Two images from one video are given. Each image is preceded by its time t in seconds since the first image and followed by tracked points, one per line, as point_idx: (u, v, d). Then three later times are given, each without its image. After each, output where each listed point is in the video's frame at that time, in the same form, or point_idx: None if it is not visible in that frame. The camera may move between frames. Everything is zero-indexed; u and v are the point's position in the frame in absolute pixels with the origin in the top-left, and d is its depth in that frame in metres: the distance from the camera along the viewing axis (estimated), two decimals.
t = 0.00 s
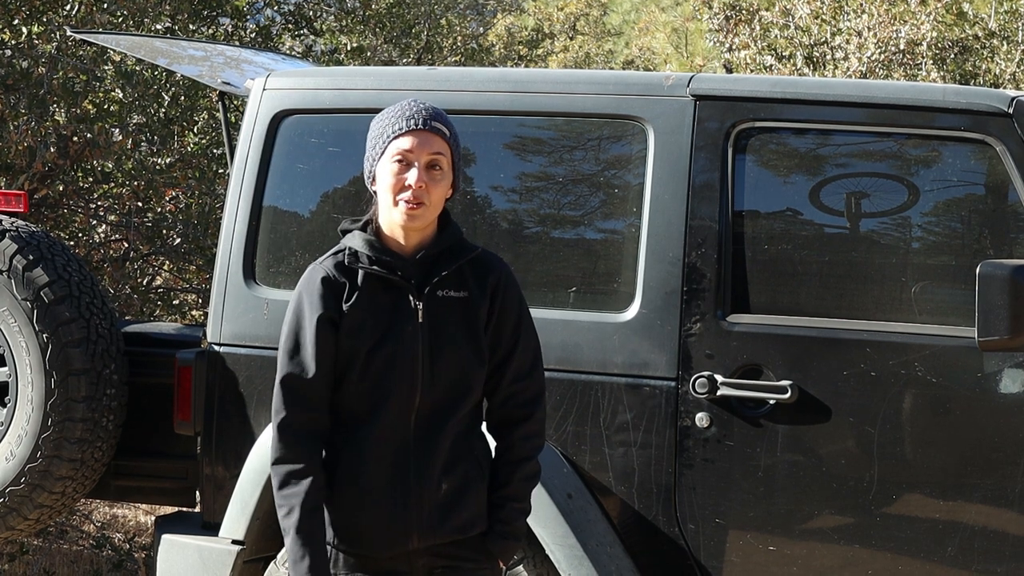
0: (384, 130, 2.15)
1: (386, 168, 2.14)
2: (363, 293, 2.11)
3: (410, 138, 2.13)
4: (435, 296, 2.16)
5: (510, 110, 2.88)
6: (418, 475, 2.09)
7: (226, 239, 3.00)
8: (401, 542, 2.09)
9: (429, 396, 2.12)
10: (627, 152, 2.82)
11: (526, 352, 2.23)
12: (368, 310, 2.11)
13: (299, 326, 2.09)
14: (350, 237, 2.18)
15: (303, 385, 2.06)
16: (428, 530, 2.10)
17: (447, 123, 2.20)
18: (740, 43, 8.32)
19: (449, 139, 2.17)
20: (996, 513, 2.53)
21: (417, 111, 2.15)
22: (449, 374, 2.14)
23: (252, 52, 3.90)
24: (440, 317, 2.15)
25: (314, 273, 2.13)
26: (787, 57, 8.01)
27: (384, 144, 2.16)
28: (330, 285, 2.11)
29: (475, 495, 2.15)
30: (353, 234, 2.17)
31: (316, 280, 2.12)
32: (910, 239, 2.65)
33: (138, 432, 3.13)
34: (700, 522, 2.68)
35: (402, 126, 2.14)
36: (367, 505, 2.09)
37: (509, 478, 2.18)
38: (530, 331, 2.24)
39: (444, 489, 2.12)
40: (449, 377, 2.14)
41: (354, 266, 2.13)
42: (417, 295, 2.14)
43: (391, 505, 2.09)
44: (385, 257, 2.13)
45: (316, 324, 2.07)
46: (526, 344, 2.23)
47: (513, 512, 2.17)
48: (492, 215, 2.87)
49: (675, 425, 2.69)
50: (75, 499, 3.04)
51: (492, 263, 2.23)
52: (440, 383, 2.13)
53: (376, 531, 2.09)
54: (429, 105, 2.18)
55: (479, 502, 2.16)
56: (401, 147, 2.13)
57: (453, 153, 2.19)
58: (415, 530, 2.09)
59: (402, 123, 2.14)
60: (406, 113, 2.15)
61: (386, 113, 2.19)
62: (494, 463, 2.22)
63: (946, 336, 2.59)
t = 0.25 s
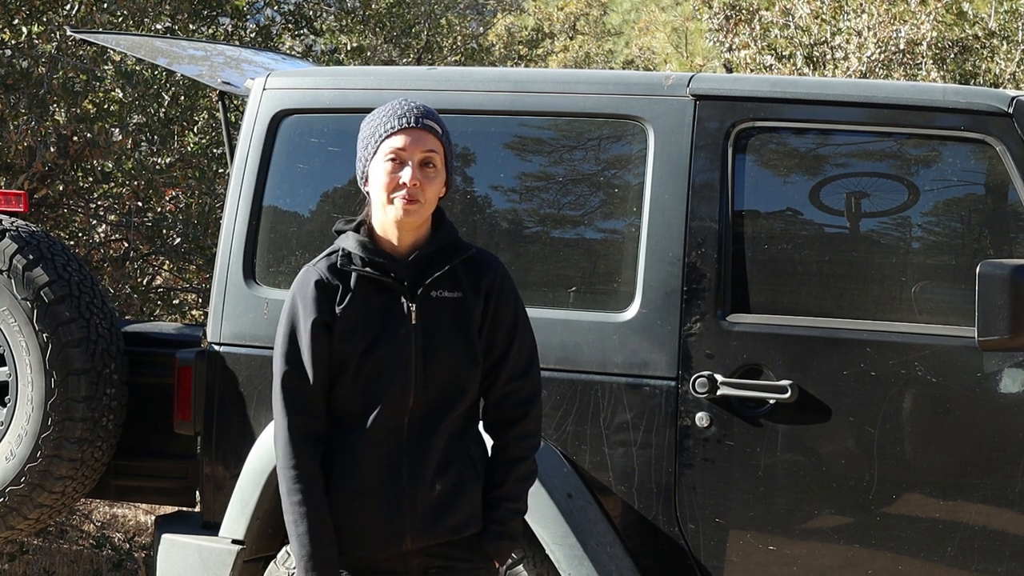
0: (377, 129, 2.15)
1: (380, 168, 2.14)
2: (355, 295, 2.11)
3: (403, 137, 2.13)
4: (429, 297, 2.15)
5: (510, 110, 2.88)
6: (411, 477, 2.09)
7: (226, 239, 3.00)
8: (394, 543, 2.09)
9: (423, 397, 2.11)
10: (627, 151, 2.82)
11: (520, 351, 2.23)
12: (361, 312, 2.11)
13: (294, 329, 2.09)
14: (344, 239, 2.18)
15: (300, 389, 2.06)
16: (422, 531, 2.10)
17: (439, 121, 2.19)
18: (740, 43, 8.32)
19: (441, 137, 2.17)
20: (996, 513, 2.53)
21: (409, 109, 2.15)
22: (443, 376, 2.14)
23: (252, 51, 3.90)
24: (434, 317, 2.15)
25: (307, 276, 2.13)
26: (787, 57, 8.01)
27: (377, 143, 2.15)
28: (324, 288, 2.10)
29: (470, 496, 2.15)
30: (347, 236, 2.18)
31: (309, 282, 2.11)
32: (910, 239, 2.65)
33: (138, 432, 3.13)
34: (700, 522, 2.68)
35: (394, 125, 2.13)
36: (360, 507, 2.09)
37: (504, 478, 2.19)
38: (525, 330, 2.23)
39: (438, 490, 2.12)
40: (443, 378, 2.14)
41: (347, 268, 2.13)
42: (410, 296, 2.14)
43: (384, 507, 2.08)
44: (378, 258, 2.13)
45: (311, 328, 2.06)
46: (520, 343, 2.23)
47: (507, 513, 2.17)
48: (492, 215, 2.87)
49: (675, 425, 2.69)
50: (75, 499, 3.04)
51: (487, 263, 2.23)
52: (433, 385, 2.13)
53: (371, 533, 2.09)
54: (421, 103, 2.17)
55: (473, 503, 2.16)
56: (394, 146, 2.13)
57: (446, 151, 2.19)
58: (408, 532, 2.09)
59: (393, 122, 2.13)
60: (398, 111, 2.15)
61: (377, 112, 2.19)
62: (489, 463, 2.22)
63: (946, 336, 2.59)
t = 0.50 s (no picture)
0: (371, 136, 2.12)
1: (375, 176, 2.12)
2: (346, 296, 2.10)
3: (399, 146, 2.11)
4: (421, 298, 2.14)
5: (510, 110, 2.88)
6: (404, 478, 2.09)
7: (226, 239, 3.00)
8: (388, 544, 2.09)
9: (415, 399, 2.11)
10: (627, 151, 2.82)
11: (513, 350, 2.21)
12: (352, 313, 2.10)
13: (285, 331, 2.09)
14: (335, 239, 2.18)
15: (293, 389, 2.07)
16: (415, 532, 2.10)
17: (434, 126, 2.17)
18: (740, 43, 8.31)
19: (436, 144, 2.16)
20: (996, 513, 2.53)
21: (405, 118, 2.12)
22: (435, 376, 2.13)
23: (252, 51, 3.90)
24: (425, 318, 2.14)
25: (298, 277, 2.13)
26: (787, 57, 8.01)
27: (371, 151, 2.13)
28: (315, 290, 2.11)
29: (464, 496, 2.14)
30: (339, 237, 2.17)
31: (300, 284, 2.11)
32: (910, 239, 2.65)
33: (139, 432, 3.13)
34: (699, 522, 2.68)
35: (391, 133, 2.11)
36: (352, 508, 2.09)
37: (497, 478, 2.17)
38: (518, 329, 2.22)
39: (431, 492, 2.11)
40: (434, 379, 2.13)
41: (338, 269, 2.13)
42: (401, 296, 2.13)
43: (376, 508, 2.09)
44: (368, 259, 2.13)
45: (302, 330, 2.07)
46: (514, 342, 2.21)
47: (502, 514, 2.16)
48: (492, 215, 2.87)
49: (675, 425, 2.69)
50: (75, 499, 3.04)
51: (479, 262, 2.22)
52: (424, 387, 2.12)
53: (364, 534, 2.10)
54: (416, 109, 2.14)
55: (468, 503, 2.15)
56: (391, 155, 2.11)
57: (440, 157, 2.17)
58: (402, 533, 2.09)
59: (390, 131, 2.11)
60: (394, 119, 2.12)
61: (371, 116, 2.16)
62: (484, 463, 2.21)
63: (946, 336, 2.59)
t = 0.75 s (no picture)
0: (360, 156, 2.06)
1: (363, 196, 2.07)
2: (336, 294, 2.08)
3: (388, 170, 2.06)
4: (411, 296, 2.13)
5: (510, 110, 2.88)
6: (397, 475, 2.07)
7: (226, 239, 3.00)
8: (382, 542, 2.07)
9: (407, 397, 2.09)
10: (627, 151, 2.82)
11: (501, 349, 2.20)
12: (343, 312, 2.08)
13: (275, 331, 2.07)
14: (324, 239, 2.15)
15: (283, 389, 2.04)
16: (409, 530, 2.07)
17: (425, 142, 2.10)
18: (740, 43, 8.31)
19: (426, 162, 2.10)
20: (996, 513, 2.53)
21: (395, 140, 2.05)
22: (428, 375, 2.11)
23: (252, 51, 3.90)
24: (416, 316, 2.13)
25: (288, 278, 2.10)
26: (787, 57, 8.01)
27: (359, 170, 2.07)
28: (305, 290, 2.08)
29: (457, 493, 2.13)
30: (327, 237, 2.14)
31: (290, 285, 2.09)
32: (910, 239, 2.64)
33: (138, 431, 3.13)
34: (699, 522, 2.68)
35: (380, 156, 2.04)
36: (345, 507, 2.06)
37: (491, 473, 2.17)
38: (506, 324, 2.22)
39: (425, 488, 2.10)
40: (426, 377, 2.11)
41: (328, 270, 2.11)
42: (392, 295, 2.12)
43: (370, 507, 2.06)
44: (359, 258, 2.10)
45: (293, 331, 2.04)
46: (505, 339, 2.21)
47: (493, 509, 2.15)
48: (492, 215, 2.87)
49: (675, 425, 2.69)
50: (75, 499, 3.03)
51: (468, 261, 2.21)
52: (417, 386, 2.10)
53: (358, 533, 2.07)
54: (406, 128, 2.07)
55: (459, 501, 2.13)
56: (380, 178, 2.06)
57: (430, 173, 2.12)
58: (396, 531, 2.07)
59: (378, 154, 2.05)
60: (384, 140, 2.05)
61: (360, 130, 2.08)
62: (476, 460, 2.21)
63: (946, 336, 2.59)
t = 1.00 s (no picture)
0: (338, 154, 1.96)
1: (342, 195, 1.96)
2: (316, 295, 1.94)
3: (370, 166, 1.95)
4: (391, 295, 2.01)
5: (510, 110, 2.88)
6: (384, 479, 1.95)
7: (226, 240, 3.00)
8: (370, 543, 1.95)
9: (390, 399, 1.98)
10: (627, 151, 2.82)
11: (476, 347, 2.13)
12: (323, 312, 1.94)
13: (250, 334, 1.90)
14: (296, 240, 2.01)
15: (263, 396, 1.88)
16: (397, 533, 1.97)
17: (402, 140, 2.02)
18: (740, 43, 8.30)
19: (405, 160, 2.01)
20: (996, 514, 2.53)
21: (375, 137, 1.96)
22: (410, 376, 2.00)
23: (252, 52, 3.90)
24: (398, 316, 2.01)
25: (261, 277, 1.93)
26: (787, 57, 8.01)
27: (337, 168, 1.96)
28: (283, 291, 1.92)
29: (440, 493, 2.04)
30: (299, 238, 2.00)
31: (265, 286, 1.92)
32: (910, 239, 2.64)
33: (138, 431, 3.13)
34: (699, 522, 2.68)
35: (362, 152, 1.95)
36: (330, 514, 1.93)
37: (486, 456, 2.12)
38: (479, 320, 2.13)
39: (412, 489, 1.99)
40: (409, 379, 2.00)
41: (305, 271, 1.96)
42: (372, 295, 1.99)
43: (356, 510, 1.93)
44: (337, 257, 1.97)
45: (273, 335, 1.88)
46: (483, 333, 2.13)
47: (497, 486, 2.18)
48: (492, 215, 2.87)
49: (675, 425, 2.69)
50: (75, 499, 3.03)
51: (442, 260, 2.11)
52: (400, 386, 1.99)
53: (340, 538, 1.94)
54: (385, 125, 1.98)
55: (442, 499, 2.05)
56: (360, 175, 1.95)
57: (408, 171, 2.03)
58: (383, 533, 1.95)
59: (359, 151, 1.95)
60: (364, 137, 1.96)
61: (336, 129, 1.98)
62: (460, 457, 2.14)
63: (946, 336, 2.59)
